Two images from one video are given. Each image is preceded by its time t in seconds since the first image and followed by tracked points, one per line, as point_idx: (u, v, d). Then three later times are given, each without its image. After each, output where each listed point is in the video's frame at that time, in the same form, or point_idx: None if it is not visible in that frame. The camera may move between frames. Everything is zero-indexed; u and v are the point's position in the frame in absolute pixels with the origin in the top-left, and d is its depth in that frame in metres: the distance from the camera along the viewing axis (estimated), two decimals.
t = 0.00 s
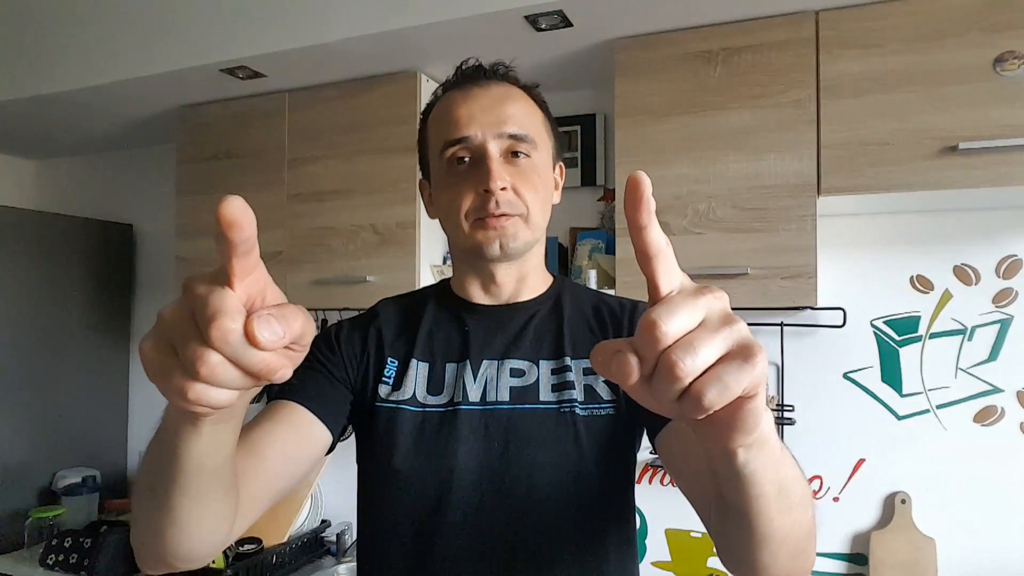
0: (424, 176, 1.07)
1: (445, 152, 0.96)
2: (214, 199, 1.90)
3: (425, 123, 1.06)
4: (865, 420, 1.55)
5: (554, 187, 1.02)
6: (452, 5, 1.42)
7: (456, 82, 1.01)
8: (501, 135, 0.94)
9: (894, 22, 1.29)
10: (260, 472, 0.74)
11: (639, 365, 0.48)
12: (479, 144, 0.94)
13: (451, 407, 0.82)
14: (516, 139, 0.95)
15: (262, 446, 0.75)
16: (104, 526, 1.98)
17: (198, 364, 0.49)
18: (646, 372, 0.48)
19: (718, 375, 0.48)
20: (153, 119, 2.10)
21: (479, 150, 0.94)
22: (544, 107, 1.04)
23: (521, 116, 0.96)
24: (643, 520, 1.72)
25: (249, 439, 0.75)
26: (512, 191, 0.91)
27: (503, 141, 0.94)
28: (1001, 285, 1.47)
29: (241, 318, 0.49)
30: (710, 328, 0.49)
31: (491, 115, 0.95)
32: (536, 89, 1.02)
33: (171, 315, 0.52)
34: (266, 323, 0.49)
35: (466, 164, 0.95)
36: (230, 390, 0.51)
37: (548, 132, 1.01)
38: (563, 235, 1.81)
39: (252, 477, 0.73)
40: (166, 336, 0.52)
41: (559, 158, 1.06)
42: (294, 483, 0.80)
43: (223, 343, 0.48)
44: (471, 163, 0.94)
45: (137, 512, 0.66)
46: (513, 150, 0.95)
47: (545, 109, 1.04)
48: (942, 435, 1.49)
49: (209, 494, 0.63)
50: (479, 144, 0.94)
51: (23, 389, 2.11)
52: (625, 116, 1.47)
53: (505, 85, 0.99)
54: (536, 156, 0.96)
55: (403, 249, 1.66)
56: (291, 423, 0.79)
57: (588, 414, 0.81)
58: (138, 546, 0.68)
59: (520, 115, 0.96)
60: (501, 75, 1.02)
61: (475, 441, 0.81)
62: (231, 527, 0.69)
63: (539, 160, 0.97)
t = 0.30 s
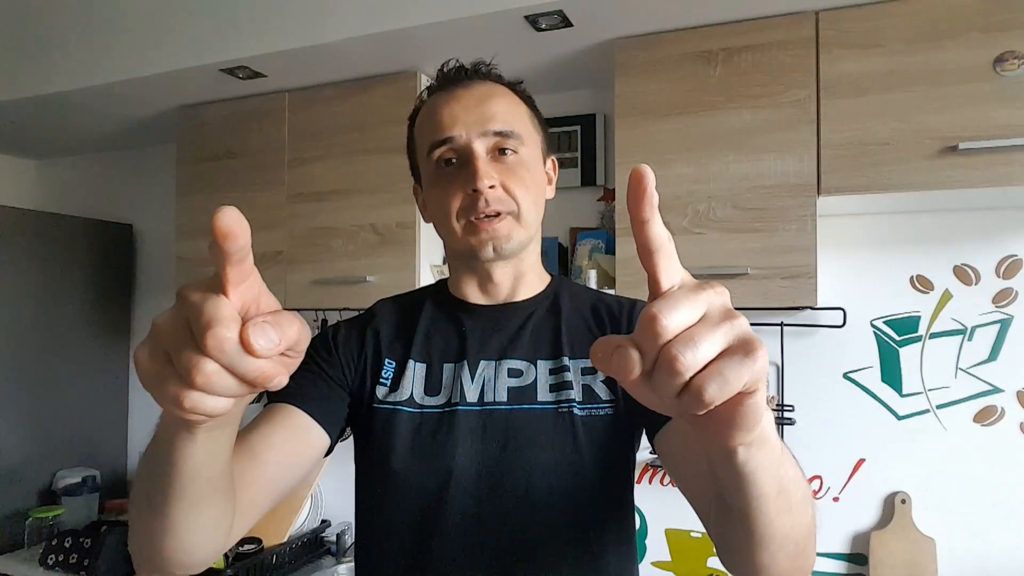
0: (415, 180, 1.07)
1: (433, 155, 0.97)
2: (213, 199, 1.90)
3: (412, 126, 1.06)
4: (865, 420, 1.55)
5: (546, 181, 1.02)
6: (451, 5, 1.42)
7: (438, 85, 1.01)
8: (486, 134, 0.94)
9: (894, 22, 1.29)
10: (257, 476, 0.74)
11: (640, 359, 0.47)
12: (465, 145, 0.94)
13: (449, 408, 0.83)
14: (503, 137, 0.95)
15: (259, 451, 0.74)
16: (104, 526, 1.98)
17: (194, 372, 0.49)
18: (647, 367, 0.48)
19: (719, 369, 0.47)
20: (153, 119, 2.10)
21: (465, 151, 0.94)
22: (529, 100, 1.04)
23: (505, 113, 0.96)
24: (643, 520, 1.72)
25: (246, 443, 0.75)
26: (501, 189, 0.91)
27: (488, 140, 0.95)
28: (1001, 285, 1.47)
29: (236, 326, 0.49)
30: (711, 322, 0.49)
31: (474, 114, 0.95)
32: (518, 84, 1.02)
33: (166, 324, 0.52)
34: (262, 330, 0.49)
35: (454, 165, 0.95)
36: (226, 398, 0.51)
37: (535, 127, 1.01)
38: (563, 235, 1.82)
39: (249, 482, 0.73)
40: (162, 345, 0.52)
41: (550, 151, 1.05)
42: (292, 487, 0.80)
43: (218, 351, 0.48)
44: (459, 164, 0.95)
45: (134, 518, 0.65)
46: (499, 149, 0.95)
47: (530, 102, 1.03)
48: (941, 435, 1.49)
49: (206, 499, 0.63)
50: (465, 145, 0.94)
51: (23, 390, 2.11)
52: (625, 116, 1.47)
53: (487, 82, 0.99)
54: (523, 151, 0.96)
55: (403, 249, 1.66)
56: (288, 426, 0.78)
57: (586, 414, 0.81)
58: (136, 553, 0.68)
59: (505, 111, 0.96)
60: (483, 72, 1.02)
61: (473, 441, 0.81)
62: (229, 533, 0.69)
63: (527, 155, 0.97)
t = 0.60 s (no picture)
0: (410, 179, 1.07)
1: (428, 155, 0.96)
2: (213, 198, 1.90)
3: (408, 125, 1.05)
4: (865, 420, 1.55)
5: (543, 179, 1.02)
6: (451, 5, 1.42)
7: (432, 84, 1.01)
8: (482, 134, 0.94)
9: (894, 22, 1.29)
10: (255, 481, 0.74)
11: (647, 340, 0.48)
12: (461, 145, 0.94)
13: (447, 409, 0.83)
14: (500, 136, 0.95)
15: (258, 456, 0.75)
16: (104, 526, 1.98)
17: (194, 378, 0.49)
18: (652, 349, 0.48)
19: (723, 348, 0.48)
20: (153, 118, 2.10)
21: (461, 152, 0.94)
22: (525, 98, 1.04)
23: (501, 112, 0.96)
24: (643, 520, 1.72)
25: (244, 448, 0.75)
26: (498, 190, 0.91)
27: (485, 140, 0.94)
28: (1001, 285, 1.47)
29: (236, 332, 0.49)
30: (715, 305, 0.49)
31: (470, 114, 0.95)
32: (514, 82, 1.02)
33: (165, 328, 0.52)
34: (262, 336, 0.49)
35: (451, 165, 0.95)
36: (225, 403, 0.51)
37: (531, 125, 1.01)
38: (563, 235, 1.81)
39: (247, 486, 0.73)
40: (161, 349, 0.52)
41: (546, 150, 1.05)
42: (291, 489, 0.80)
43: (218, 356, 0.48)
44: (455, 165, 0.95)
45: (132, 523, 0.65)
46: (496, 148, 0.95)
47: (526, 99, 1.03)
48: (941, 435, 1.49)
49: (205, 504, 0.63)
50: (462, 145, 0.94)
51: (23, 390, 2.11)
52: (625, 115, 1.47)
53: (483, 81, 0.98)
54: (520, 150, 0.96)
55: (403, 249, 1.66)
56: (286, 431, 0.79)
57: (585, 415, 0.81)
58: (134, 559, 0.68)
59: (501, 110, 0.96)
60: (478, 71, 1.02)
61: (472, 442, 0.81)
62: (228, 538, 0.69)
63: (524, 155, 0.97)
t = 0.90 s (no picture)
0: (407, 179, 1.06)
1: (427, 157, 0.96)
2: (213, 198, 1.90)
3: (405, 124, 1.05)
4: (865, 419, 1.55)
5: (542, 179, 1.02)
6: (451, 4, 1.42)
7: (429, 83, 1.00)
8: (481, 136, 0.94)
9: (894, 22, 1.29)
10: (256, 485, 0.74)
11: (669, 368, 0.47)
12: (460, 147, 0.94)
13: (446, 411, 0.83)
14: (499, 138, 0.95)
15: (259, 461, 0.75)
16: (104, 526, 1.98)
17: (202, 396, 0.49)
18: (674, 377, 0.47)
19: (748, 384, 0.47)
20: (153, 118, 2.10)
21: (460, 154, 0.94)
22: (523, 97, 1.03)
23: (500, 113, 0.95)
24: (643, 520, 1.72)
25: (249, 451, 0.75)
26: (498, 193, 0.91)
27: (484, 141, 0.94)
28: (1001, 285, 1.47)
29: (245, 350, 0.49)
30: (742, 335, 0.49)
31: (469, 115, 0.94)
32: (512, 82, 1.01)
33: (172, 345, 0.52)
34: (269, 354, 0.49)
35: (449, 168, 0.95)
36: (232, 420, 0.51)
37: (530, 124, 1.01)
38: (563, 235, 1.81)
39: (248, 492, 0.73)
40: (168, 365, 0.52)
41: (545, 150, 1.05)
42: (292, 492, 0.80)
43: (226, 375, 0.48)
44: (454, 167, 0.94)
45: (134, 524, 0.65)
46: (495, 150, 0.94)
47: (523, 98, 1.02)
48: (941, 435, 1.49)
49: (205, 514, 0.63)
50: (461, 147, 0.94)
51: (24, 390, 2.11)
52: (625, 115, 1.47)
53: (480, 81, 0.98)
54: (520, 152, 0.96)
55: (403, 249, 1.66)
56: (290, 435, 0.79)
57: (585, 417, 0.81)
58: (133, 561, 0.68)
59: (500, 111, 0.95)
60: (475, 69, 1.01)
61: (472, 444, 0.81)
62: (229, 545, 0.69)
63: (523, 156, 0.96)
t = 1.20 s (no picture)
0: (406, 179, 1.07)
1: (426, 155, 0.97)
2: (213, 198, 1.90)
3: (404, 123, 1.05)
4: (865, 419, 1.55)
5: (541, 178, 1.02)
6: (452, 4, 1.42)
7: (429, 81, 1.01)
8: (480, 132, 0.94)
9: (894, 22, 1.29)
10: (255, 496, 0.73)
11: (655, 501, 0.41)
12: (460, 144, 0.94)
13: (446, 412, 0.83)
14: (497, 134, 0.95)
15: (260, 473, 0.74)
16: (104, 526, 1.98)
17: (207, 434, 0.45)
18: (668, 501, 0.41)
19: (750, 514, 0.39)
20: (153, 118, 2.10)
21: (460, 150, 0.94)
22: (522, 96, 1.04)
23: (499, 109, 0.96)
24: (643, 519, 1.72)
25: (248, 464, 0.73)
26: (497, 189, 0.91)
27: (483, 138, 0.95)
28: (1001, 285, 1.47)
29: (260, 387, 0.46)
30: (742, 450, 0.39)
31: (468, 111, 0.95)
32: (512, 81, 1.02)
33: (179, 377, 0.48)
34: (281, 392, 0.46)
35: (448, 164, 0.95)
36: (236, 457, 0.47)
37: (529, 123, 1.01)
38: (563, 235, 1.81)
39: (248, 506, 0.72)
40: (173, 398, 0.48)
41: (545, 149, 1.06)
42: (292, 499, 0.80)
43: (235, 414, 0.45)
44: (453, 163, 0.95)
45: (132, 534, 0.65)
46: (494, 147, 0.95)
47: (523, 95, 1.03)
48: (941, 435, 1.49)
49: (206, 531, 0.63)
50: (460, 143, 0.94)
51: (24, 390, 2.11)
52: (625, 115, 1.47)
53: (479, 78, 0.99)
54: (519, 149, 0.96)
55: (403, 249, 1.66)
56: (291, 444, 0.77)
57: (586, 416, 0.81)
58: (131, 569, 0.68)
59: (499, 108, 0.96)
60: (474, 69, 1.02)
61: (472, 444, 0.81)
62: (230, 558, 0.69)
63: (522, 154, 0.97)
